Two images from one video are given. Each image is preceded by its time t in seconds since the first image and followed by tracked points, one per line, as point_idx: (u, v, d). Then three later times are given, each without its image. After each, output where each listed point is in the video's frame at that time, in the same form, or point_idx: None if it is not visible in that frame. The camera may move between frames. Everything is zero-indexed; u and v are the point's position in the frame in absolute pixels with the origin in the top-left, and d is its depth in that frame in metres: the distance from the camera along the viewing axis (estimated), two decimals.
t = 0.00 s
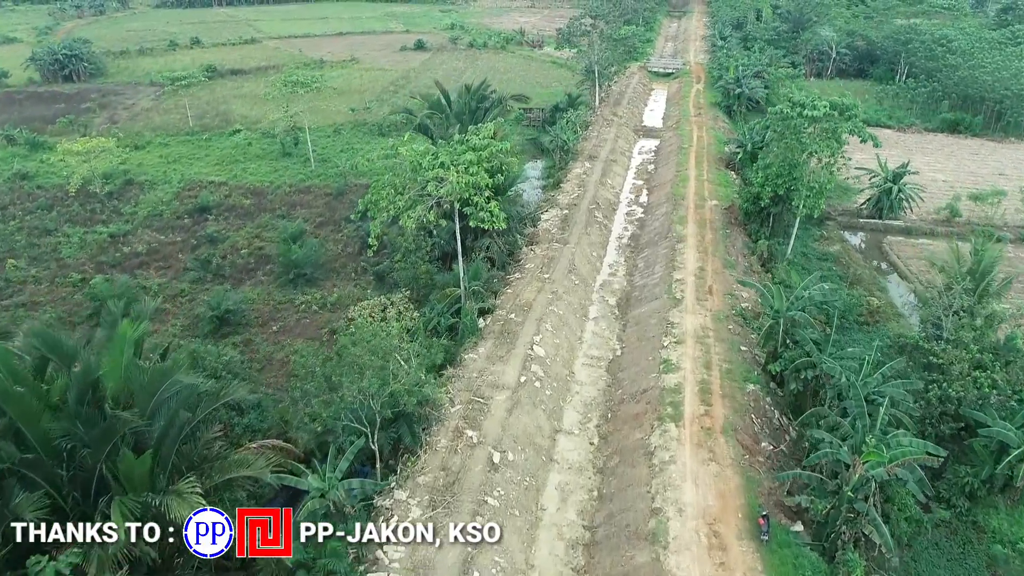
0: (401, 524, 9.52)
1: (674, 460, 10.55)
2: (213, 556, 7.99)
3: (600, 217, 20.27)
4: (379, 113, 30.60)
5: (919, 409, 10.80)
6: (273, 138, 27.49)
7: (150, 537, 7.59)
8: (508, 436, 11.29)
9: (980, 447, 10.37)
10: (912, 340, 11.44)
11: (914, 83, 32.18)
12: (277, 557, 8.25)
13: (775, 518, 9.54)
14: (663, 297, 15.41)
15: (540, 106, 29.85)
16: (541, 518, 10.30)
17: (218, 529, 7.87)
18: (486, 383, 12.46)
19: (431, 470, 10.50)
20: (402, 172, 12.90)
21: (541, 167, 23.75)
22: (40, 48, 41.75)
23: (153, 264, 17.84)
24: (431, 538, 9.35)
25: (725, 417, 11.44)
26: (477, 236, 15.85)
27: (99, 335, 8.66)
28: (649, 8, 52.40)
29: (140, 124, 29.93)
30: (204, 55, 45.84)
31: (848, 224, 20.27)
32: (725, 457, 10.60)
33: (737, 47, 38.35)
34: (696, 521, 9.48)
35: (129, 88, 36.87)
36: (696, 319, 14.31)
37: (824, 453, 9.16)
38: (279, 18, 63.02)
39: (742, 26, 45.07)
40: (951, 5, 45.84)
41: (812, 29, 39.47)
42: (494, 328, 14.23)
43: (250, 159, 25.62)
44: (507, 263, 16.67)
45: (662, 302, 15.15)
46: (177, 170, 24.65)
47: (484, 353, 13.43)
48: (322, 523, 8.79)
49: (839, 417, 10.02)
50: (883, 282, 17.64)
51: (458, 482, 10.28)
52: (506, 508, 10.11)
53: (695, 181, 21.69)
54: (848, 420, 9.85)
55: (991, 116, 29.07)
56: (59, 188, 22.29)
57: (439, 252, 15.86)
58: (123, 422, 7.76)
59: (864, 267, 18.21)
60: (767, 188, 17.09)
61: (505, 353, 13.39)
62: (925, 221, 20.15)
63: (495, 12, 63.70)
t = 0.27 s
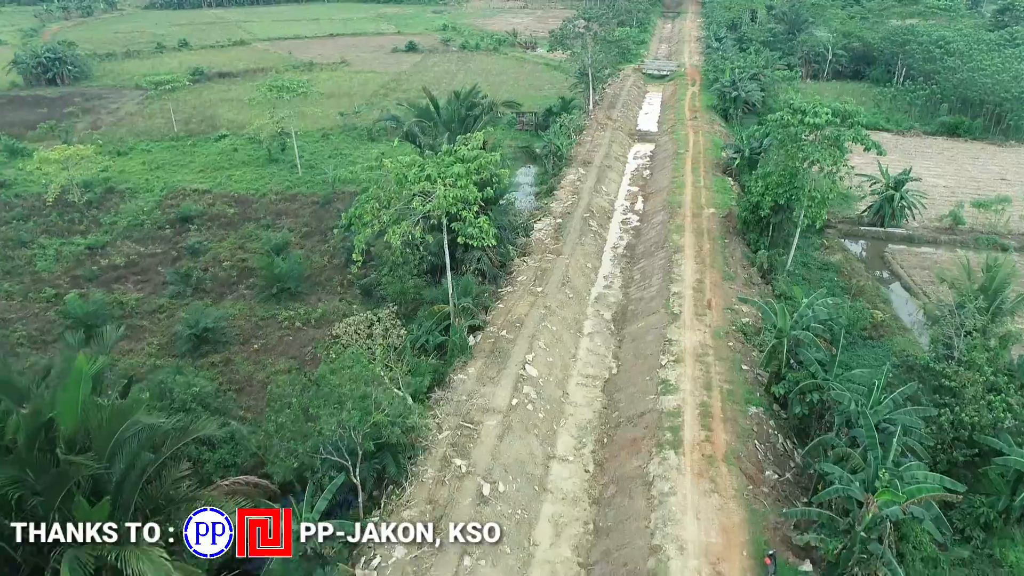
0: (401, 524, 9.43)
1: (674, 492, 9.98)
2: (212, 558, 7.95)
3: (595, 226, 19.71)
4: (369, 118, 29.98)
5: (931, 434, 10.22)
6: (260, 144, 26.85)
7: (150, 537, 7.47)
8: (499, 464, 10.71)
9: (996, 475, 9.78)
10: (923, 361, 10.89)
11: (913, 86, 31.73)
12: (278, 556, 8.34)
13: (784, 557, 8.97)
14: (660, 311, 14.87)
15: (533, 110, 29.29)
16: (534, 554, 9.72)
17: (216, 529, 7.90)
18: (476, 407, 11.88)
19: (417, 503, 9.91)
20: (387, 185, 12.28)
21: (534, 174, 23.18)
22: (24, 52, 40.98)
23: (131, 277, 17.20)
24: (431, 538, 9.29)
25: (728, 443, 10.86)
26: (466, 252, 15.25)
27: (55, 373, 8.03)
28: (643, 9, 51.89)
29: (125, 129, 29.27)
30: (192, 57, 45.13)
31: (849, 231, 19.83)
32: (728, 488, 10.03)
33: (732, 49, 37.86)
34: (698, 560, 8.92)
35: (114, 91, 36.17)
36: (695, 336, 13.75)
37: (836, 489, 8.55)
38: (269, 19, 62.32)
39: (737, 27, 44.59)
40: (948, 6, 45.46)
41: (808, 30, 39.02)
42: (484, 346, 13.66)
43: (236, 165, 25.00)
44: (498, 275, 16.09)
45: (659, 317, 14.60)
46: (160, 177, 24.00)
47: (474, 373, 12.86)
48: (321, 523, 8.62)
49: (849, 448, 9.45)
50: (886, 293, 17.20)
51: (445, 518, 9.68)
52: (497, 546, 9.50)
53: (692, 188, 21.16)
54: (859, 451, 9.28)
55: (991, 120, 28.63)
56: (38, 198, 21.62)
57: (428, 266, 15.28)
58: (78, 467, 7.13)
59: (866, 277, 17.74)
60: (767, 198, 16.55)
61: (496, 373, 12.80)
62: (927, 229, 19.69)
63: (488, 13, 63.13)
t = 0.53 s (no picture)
0: (401, 524, 9.44)
1: (675, 525, 9.44)
2: (213, 558, 8.06)
3: (591, 235, 19.16)
4: (361, 122, 29.40)
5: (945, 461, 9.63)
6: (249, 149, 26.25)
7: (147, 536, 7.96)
8: (490, 495, 10.17)
9: (1011, 505, 9.08)
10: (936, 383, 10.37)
11: (913, 89, 31.28)
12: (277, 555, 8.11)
13: None
14: (659, 326, 14.33)
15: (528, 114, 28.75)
16: None
17: (218, 527, 8.21)
18: (467, 431, 11.34)
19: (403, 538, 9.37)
20: (372, 199, 11.71)
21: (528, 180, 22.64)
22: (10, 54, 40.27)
23: (111, 290, 16.60)
24: (431, 538, 9.33)
25: (732, 472, 10.33)
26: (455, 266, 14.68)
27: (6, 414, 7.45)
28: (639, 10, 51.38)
29: (110, 134, 28.63)
30: (182, 60, 44.46)
31: (851, 240, 19.35)
32: (733, 521, 9.49)
33: (730, 51, 37.39)
34: None
35: (101, 95, 35.50)
36: (696, 353, 13.21)
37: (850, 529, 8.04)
38: (262, 20, 61.64)
39: (734, 29, 44.12)
40: (947, 7, 45.03)
41: (807, 32, 38.55)
42: (477, 364, 13.12)
43: (224, 172, 24.40)
44: (491, 289, 15.55)
45: (658, 333, 14.06)
46: (144, 184, 23.39)
47: (465, 394, 12.31)
48: (323, 524, 8.67)
49: (861, 480, 8.95)
50: (890, 304, 16.73)
51: (433, 554, 9.14)
52: None
53: (690, 195, 20.64)
54: (873, 484, 8.78)
55: (993, 123, 28.18)
56: (17, 206, 21.00)
57: (418, 279, 14.73)
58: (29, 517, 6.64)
59: (869, 288, 17.26)
60: (768, 207, 16.02)
61: (488, 394, 12.26)
62: (931, 237, 19.23)
63: (483, 14, 62.55)
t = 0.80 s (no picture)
0: (401, 524, 9.42)
1: (678, 565, 8.86)
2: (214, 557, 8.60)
3: (588, 245, 18.57)
4: (352, 126, 28.78)
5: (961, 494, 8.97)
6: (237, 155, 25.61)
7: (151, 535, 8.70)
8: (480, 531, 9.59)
9: None
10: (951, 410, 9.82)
11: (915, 91, 30.75)
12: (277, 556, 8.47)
13: None
14: (658, 343, 13.75)
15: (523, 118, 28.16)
16: None
17: (218, 527, 8.64)
18: (456, 460, 10.75)
19: None
20: (355, 214, 11.11)
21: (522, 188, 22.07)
22: None
23: (88, 305, 15.97)
24: (431, 537, 9.28)
25: (737, 505, 9.75)
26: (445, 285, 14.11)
27: None
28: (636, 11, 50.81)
29: (95, 139, 27.98)
30: (172, 62, 43.76)
31: (854, 249, 18.80)
32: (739, 561, 8.92)
33: (728, 53, 36.85)
34: None
35: (88, 98, 34.81)
36: (697, 374, 12.62)
37: None
38: (255, 21, 60.93)
39: (732, 30, 43.57)
40: (947, 9, 44.52)
41: (806, 34, 38.01)
42: (468, 386, 12.53)
43: (210, 178, 23.77)
44: (483, 304, 14.96)
45: (657, 351, 13.47)
46: (128, 191, 22.76)
47: (455, 418, 11.72)
48: (322, 523, 8.57)
49: (877, 521, 8.43)
50: (896, 317, 16.18)
51: None
52: None
53: (689, 203, 20.07)
54: (889, 524, 8.28)
55: (996, 127, 27.66)
56: None
57: (407, 294, 14.13)
58: None
59: (874, 300, 16.71)
60: (771, 218, 15.45)
61: (479, 419, 11.67)
62: (938, 247, 18.69)
63: (479, 15, 61.92)
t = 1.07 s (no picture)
0: (401, 525, 9.54)
1: None
2: (212, 558, 8.06)
3: (585, 255, 18.01)
4: (344, 131, 28.20)
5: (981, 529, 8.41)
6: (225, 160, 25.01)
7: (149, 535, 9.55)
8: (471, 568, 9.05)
9: None
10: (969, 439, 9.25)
11: (917, 94, 30.25)
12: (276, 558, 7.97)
13: None
14: (658, 361, 13.19)
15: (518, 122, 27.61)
16: None
17: (217, 528, 8.21)
18: (447, 490, 10.20)
19: None
20: (339, 230, 10.52)
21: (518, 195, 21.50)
22: None
23: (66, 320, 15.38)
24: (431, 538, 9.41)
25: (744, 540, 9.20)
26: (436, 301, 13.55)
27: None
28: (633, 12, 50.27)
29: (81, 144, 27.35)
30: (163, 64, 43.10)
31: (859, 259, 18.28)
32: None
33: (727, 55, 36.32)
34: None
35: (75, 101, 34.15)
36: (699, 395, 12.06)
37: None
38: (248, 22, 60.23)
39: (731, 31, 43.04)
40: (947, 10, 44.03)
41: (805, 35, 37.51)
42: (459, 407, 11.96)
43: (198, 185, 23.18)
44: (477, 319, 14.39)
45: (657, 370, 12.91)
46: (113, 198, 22.16)
47: (446, 443, 11.15)
48: (323, 523, 8.38)
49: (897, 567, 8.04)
50: (904, 330, 15.65)
51: None
52: None
53: (689, 211, 19.53)
54: (908, 570, 7.92)
55: (1000, 131, 27.17)
56: None
57: (397, 310, 13.55)
58: None
59: (880, 312, 16.20)
60: (775, 230, 14.90)
61: (471, 444, 11.11)
62: (945, 256, 18.19)
63: (475, 16, 61.30)
